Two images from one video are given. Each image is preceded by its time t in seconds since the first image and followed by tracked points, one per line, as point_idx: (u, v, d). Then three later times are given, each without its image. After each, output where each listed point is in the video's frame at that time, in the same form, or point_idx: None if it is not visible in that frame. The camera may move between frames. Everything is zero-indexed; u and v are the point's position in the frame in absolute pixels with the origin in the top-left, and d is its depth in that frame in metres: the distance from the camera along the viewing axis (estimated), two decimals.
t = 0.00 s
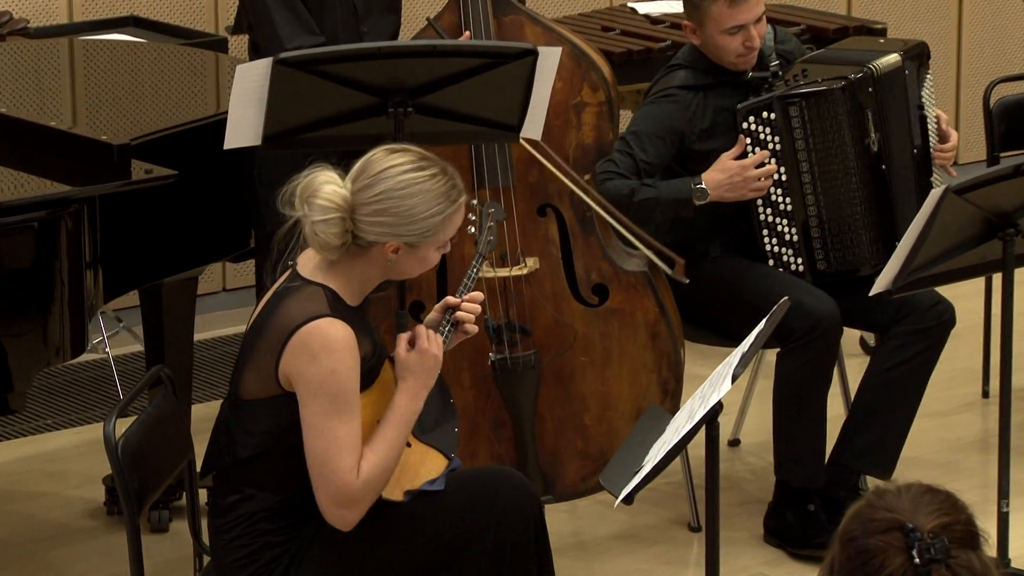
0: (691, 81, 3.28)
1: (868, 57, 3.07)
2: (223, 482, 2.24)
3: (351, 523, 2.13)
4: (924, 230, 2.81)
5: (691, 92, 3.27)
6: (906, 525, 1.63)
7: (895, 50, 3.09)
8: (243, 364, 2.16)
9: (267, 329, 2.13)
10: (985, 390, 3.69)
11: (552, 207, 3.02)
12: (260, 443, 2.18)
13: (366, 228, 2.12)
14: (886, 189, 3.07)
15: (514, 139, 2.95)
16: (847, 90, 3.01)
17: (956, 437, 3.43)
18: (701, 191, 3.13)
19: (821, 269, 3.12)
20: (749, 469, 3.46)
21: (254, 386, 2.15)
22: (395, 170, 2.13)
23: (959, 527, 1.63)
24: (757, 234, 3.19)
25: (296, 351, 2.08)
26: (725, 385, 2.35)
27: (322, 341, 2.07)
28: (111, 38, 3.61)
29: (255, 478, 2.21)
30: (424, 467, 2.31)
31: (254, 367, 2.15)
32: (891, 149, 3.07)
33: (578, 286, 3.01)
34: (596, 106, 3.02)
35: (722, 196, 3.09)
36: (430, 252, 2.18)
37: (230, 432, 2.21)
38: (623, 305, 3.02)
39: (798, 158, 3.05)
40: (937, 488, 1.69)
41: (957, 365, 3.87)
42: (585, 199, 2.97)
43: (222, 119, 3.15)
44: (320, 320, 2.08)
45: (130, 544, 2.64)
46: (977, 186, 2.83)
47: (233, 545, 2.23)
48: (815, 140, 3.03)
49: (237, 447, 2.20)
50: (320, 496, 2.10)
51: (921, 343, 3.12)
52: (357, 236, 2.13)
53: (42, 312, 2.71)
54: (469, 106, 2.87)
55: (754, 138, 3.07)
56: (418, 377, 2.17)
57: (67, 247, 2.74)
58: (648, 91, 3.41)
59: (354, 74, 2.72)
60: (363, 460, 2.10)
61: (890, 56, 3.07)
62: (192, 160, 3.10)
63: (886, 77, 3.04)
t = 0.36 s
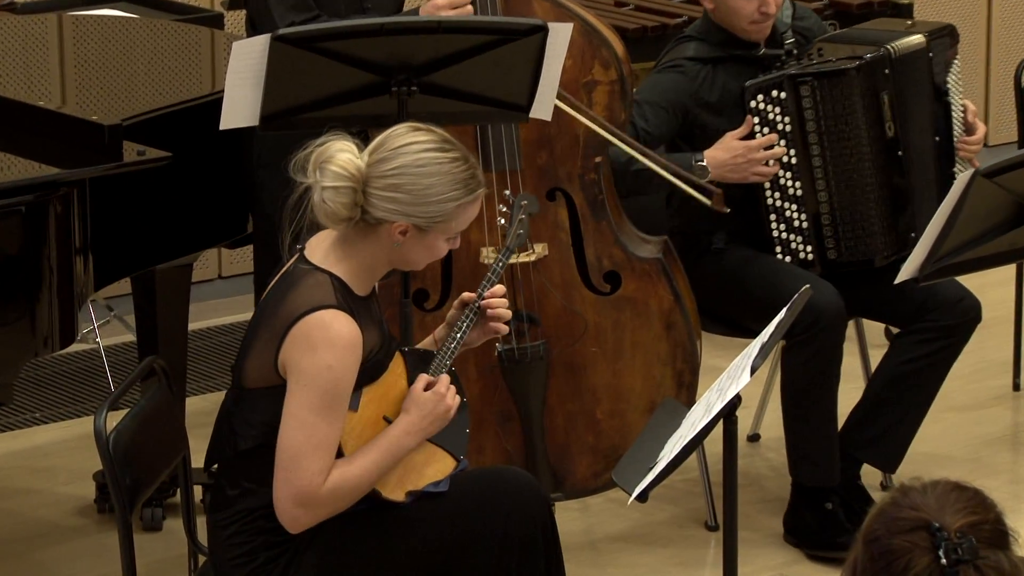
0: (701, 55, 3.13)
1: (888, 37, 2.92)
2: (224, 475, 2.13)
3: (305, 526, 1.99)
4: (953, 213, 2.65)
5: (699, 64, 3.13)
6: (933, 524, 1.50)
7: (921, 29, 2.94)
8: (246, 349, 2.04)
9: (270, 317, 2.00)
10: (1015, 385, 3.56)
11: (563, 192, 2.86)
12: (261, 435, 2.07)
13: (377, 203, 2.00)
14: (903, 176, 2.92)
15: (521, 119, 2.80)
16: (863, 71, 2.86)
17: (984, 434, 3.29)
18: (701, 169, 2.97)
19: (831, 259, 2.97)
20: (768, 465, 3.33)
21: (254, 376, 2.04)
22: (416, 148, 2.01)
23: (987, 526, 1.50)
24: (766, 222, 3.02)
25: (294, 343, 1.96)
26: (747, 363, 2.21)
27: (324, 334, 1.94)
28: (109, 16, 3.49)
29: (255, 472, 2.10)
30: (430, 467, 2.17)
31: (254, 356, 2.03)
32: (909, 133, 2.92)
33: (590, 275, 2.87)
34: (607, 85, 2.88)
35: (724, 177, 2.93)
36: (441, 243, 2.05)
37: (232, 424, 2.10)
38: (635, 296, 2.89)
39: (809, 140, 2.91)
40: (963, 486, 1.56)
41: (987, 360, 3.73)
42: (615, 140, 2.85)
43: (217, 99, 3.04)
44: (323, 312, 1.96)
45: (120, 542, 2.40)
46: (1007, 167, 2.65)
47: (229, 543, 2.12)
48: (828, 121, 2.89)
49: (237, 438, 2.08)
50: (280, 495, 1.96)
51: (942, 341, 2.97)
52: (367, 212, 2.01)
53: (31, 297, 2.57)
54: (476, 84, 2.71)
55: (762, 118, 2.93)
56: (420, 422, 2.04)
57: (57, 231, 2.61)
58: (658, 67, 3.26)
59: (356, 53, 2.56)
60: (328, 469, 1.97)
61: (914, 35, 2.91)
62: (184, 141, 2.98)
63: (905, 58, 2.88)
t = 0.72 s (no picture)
0: (746, 33, 2.99)
1: (940, 20, 2.80)
2: (230, 474, 2.01)
3: (309, 525, 1.86)
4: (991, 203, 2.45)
5: (745, 45, 2.99)
6: (970, 530, 1.40)
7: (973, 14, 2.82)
8: (256, 340, 1.92)
9: (283, 305, 1.88)
10: None
11: (583, 181, 2.73)
12: (268, 432, 1.94)
13: (406, 191, 1.89)
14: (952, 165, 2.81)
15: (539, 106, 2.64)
16: (913, 53, 2.74)
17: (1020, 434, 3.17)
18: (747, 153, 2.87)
19: (875, 250, 2.85)
20: (798, 468, 3.20)
21: (265, 368, 1.91)
22: (451, 136, 1.91)
23: None
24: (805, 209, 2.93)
25: (303, 333, 1.84)
26: (764, 356, 2.11)
27: (334, 325, 1.82)
28: None
29: (264, 472, 1.97)
30: (444, 472, 2.03)
31: (264, 345, 1.90)
32: (959, 121, 2.80)
33: (612, 268, 2.74)
34: (632, 69, 2.75)
35: (773, 161, 2.83)
36: (467, 238, 1.95)
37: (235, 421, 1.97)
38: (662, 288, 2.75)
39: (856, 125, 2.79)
40: (1002, 489, 1.46)
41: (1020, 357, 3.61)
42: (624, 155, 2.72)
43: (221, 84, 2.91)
44: (332, 301, 1.84)
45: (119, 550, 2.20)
46: None
47: (234, 547, 1.99)
48: (877, 104, 2.76)
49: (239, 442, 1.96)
50: (286, 491, 1.84)
51: (985, 342, 2.85)
52: (395, 201, 1.90)
53: (26, 291, 2.44)
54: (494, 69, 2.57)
55: (809, 99, 2.81)
56: (436, 421, 1.92)
57: (52, 222, 2.49)
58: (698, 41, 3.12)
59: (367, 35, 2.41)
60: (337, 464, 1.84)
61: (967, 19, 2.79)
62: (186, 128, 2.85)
63: (956, 43, 2.77)
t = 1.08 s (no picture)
0: (760, 23, 2.87)
1: None
2: (234, 469, 1.89)
3: (320, 509, 1.75)
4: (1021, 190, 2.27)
5: (760, 36, 2.86)
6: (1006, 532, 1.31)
7: None
8: (264, 328, 1.82)
9: (295, 288, 1.79)
10: None
11: (601, 167, 2.61)
12: (274, 422, 1.84)
13: (438, 181, 1.78)
14: (984, 148, 2.70)
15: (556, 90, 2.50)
16: (938, 34, 2.64)
17: None
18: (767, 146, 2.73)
19: (907, 241, 2.73)
20: (827, 469, 3.08)
21: (276, 356, 1.81)
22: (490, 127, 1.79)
23: None
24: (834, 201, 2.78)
25: (321, 311, 1.74)
26: (791, 350, 1.96)
27: (353, 300, 1.73)
28: None
29: (268, 465, 1.86)
30: (457, 470, 1.92)
31: (275, 330, 1.80)
32: (990, 101, 2.70)
33: (630, 259, 2.62)
34: (652, 51, 2.60)
35: (796, 154, 2.71)
36: (501, 233, 1.84)
37: (240, 412, 1.86)
38: (684, 281, 2.63)
39: (882, 111, 2.67)
40: None
41: None
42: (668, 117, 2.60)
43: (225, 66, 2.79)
44: (351, 279, 1.75)
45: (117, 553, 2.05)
46: None
47: (237, 547, 1.88)
48: (904, 88, 2.65)
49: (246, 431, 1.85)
50: (296, 475, 1.73)
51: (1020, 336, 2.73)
52: (427, 193, 1.79)
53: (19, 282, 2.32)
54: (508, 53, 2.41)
55: (832, 88, 2.69)
56: (451, 409, 1.81)
57: (46, 209, 2.36)
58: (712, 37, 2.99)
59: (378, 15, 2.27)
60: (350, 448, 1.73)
61: None
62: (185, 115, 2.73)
63: (984, 19, 2.68)
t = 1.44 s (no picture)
0: (757, 27, 2.69)
1: None
2: (240, 466, 1.80)
3: (336, 506, 1.66)
4: None
5: (760, 39, 2.69)
6: None
7: None
8: (276, 321, 1.73)
9: (313, 280, 1.71)
10: None
11: (622, 155, 2.49)
12: (285, 417, 1.74)
13: (480, 195, 1.69)
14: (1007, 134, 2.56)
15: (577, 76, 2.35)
16: (943, 20, 2.50)
17: None
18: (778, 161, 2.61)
19: (934, 235, 2.63)
20: (859, 474, 2.96)
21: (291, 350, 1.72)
22: (541, 147, 1.71)
23: None
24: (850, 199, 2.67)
25: (344, 301, 1.66)
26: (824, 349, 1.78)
27: (377, 290, 1.65)
28: None
29: (277, 463, 1.77)
30: (478, 470, 1.83)
31: (290, 322, 1.72)
32: (1009, 82, 2.55)
33: (654, 253, 2.49)
34: (676, 35, 2.49)
35: (805, 162, 2.59)
36: (533, 253, 1.76)
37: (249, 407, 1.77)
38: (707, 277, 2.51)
39: (892, 106, 2.56)
40: None
41: None
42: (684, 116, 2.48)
43: (231, 50, 2.67)
44: (378, 269, 1.67)
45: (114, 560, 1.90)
46: None
47: (244, 552, 1.80)
48: (911, 78, 2.53)
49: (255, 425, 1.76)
50: (313, 467, 1.63)
51: None
52: (467, 208, 1.70)
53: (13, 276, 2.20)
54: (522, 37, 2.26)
55: (836, 86, 2.58)
56: (477, 416, 1.75)
57: (40, 201, 2.24)
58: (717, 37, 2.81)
59: None
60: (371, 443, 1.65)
61: None
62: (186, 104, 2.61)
63: None
